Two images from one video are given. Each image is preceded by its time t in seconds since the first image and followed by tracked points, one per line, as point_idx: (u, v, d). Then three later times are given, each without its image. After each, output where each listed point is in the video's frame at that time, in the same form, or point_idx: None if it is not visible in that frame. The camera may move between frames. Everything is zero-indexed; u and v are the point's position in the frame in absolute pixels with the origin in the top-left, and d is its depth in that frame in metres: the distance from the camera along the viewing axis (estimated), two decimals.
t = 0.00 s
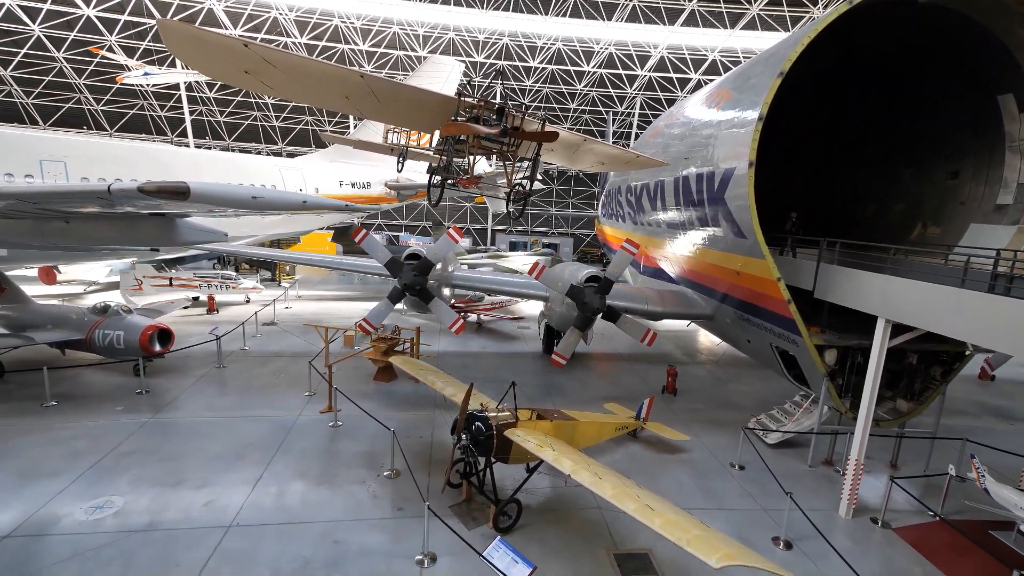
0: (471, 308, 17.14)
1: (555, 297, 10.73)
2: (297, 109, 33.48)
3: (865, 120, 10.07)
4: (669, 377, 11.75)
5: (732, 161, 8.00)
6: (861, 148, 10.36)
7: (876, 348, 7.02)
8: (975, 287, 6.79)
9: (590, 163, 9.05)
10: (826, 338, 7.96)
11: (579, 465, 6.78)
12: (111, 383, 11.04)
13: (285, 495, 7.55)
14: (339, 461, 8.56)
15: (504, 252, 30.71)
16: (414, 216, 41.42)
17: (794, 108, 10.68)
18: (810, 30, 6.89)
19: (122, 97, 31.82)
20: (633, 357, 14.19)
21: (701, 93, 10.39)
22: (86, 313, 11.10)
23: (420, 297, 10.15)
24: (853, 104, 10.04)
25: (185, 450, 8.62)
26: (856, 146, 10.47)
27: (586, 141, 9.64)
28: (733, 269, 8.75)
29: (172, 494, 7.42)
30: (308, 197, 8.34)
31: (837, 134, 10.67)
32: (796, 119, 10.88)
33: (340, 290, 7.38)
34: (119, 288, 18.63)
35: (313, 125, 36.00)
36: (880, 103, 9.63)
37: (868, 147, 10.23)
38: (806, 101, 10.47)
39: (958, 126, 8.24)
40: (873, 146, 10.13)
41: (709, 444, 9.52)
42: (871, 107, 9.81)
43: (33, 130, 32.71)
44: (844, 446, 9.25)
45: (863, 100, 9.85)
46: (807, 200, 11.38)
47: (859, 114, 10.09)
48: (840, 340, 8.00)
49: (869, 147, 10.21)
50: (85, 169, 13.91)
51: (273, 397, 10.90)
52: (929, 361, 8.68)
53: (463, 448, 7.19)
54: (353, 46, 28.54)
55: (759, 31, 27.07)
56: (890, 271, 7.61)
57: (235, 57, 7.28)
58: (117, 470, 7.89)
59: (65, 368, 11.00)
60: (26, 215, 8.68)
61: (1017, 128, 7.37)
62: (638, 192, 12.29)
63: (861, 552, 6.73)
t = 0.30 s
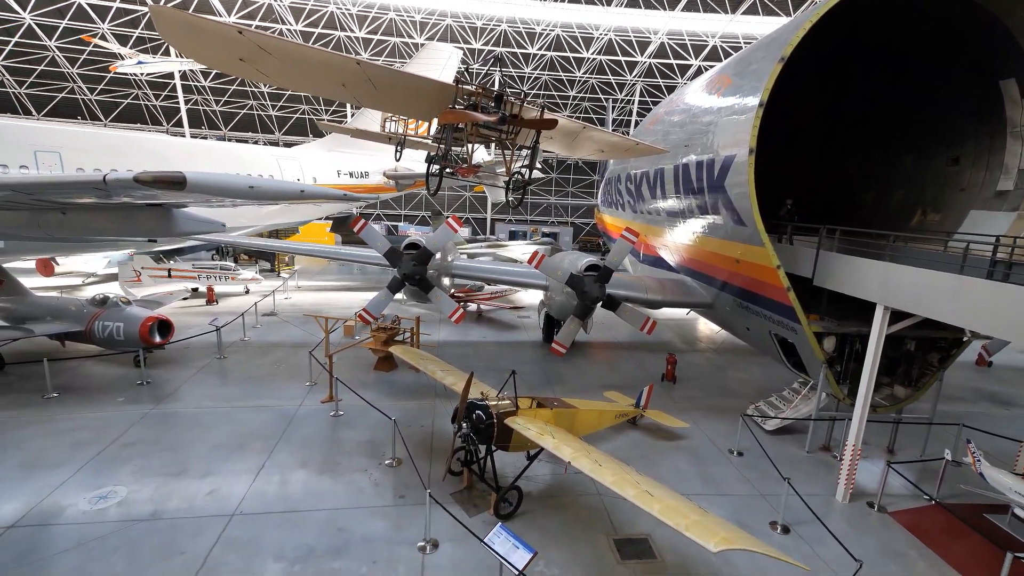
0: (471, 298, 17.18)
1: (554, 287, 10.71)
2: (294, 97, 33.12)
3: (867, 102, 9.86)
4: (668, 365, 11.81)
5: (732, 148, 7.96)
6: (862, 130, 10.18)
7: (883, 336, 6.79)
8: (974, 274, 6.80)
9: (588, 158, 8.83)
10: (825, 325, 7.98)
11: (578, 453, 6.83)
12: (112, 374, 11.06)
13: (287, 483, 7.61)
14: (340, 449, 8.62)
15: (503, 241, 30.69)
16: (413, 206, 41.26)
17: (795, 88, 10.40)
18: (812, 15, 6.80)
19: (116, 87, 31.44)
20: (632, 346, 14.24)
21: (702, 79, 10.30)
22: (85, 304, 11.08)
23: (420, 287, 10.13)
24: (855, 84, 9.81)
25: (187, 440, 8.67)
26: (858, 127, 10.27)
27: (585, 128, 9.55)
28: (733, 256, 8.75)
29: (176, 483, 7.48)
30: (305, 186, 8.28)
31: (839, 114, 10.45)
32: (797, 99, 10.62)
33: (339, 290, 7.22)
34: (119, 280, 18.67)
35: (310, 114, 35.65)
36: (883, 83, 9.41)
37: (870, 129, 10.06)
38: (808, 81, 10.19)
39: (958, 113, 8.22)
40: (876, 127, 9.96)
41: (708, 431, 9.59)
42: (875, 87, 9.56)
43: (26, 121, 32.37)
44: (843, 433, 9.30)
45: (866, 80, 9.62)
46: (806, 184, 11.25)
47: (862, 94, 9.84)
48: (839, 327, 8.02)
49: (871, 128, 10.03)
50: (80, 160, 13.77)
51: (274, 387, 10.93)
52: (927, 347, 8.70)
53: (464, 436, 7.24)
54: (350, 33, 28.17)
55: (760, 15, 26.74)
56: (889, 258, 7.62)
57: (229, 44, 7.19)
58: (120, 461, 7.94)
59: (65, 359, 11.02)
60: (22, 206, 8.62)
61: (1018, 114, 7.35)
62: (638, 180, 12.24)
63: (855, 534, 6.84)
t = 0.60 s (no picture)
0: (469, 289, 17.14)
1: (553, 278, 10.70)
2: (289, 88, 32.81)
3: (866, 92, 9.84)
4: (665, 356, 11.88)
5: (730, 139, 7.95)
6: (862, 121, 10.15)
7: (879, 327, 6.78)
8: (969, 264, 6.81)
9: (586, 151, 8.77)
10: (821, 316, 8.03)
11: (577, 443, 6.87)
12: (109, 368, 11.03)
13: (287, 475, 7.64)
14: (340, 441, 8.65)
15: (501, 233, 30.59)
16: (410, 198, 41.11)
17: (794, 79, 10.38)
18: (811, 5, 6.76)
19: (109, 78, 31.08)
20: (630, 337, 14.29)
21: (700, 69, 10.25)
22: (81, 298, 11.04)
23: (418, 279, 10.10)
24: (855, 76, 9.81)
25: (186, 433, 8.67)
26: (857, 119, 10.24)
27: (583, 120, 9.49)
28: (730, 248, 8.78)
29: (176, 476, 7.50)
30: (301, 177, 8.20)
31: (838, 106, 10.43)
32: (796, 91, 10.61)
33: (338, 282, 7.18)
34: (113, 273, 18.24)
35: (306, 105, 35.33)
36: (882, 74, 9.40)
37: (869, 120, 10.05)
38: (807, 72, 10.18)
39: (957, 103, 8.21)
40: (874, 119, 9.95)
41: (705, 421, 9.66)
42: (874, 78, 9.56)
43: (18, 113, 32.01)
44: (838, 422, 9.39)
45: (866, 71, 9.61)
46: (803, 175, 11.24)
47: (862, 85, 9.83)
48: (835, 318, 8.06)
49: (871, 119, 9.99)
50: (72, 152, 13.62)
51: (272, 380, 10.94)
52: (922, 337, 8.75)
53: (463, 427, 7.27)
54: (345, 22, 27.86)
55: (760, 5, 26.62)
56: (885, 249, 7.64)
57: (224, 35, 7.12)
58: (119, 454, 7.93)
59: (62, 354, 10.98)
60: (15, 199, 8.54)
61: (1015, 104, 7.38)
62: (636, 172, 12.21)
63: (850, 521, 6.94)
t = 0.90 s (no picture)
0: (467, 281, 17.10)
1: (550, 270, 10.68)
2: (285, 80, 32.54)
3: (867, 86, 9.80)
4: (663, 347, 11.90)
5: (729, 130, 7.89)
6: (862, 114, 10.11)
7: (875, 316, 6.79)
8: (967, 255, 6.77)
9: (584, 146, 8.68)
10: (818, 307, 8.02)
11: (575, 434, 6.90)
12: (108, 360, 11.04)
13: (287, 467, 7.68)
14: (339, 433, 8.68)
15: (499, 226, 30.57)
16: (407, 190, 40.96)
17: (794, 71, 10.37)
18: None
19: (102, 69, 30.76)
20: (628, 329, 14.33)
21: (699, 59, 10.17)
22: (77, 291, 11.02)
23: (416, 271, 10.08)
24: (856, 69, 9.77)
25: (186, 425, 8.70)
26: (857, 112, 10.20)
27: (581, 110, 9.43)
28: (728, 240, 8.76)
29: (176, 468, 7.52)
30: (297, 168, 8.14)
31: (838, 99, 10.39)
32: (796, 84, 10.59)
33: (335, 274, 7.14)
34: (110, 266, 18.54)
35: (302, 96, 35.05)
36: (883, 67, 9.36)
37: (868, 113, 10.01)
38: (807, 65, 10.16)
39: (957, 96, 8.17)
40: (873, 112, 9.90)
41: (703, 412, 9.73)
42: (875, 71, 9.52)
43: (11, 104, 31.72)
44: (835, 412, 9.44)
45: (866, 64, 9.59)
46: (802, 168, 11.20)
47: (863, 78, 9.79)
48: (832, 309, 8.05)
49: (871, 113, 9.95)
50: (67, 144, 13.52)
51: (271, 372, 10.97)
52: (918, 328, 8.76)
53: (462, 419, 7.28)
54: (340, 12, 27.55)
55: None
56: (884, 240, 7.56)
57: (216, 25, 7.04)
58: (118, 447, 7.95)
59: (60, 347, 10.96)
60: (9, 191, 8.48)
61: (1015, 94, 7.32)
62: (634, 162, 12.15)
63: (845, 510, 7.01)
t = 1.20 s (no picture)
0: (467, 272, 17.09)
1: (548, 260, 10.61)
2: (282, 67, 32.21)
3: (866, 73, 9.71)
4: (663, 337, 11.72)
5: (730, 118, 7.85)
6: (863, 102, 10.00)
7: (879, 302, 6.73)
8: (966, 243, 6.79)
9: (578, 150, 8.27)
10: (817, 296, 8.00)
11: (575, 422, 6.99)
12: (110, 351, 11.09)
13: (288, 455, 7.74)
14: (340, 422, 8.72)
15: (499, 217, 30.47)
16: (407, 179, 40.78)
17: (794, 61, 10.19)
18: None
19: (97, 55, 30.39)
20: (628, 318, 14.33)
21: (701, 45, 10.01)
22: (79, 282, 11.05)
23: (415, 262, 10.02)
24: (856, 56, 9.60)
25: (186, 415, 8.76)
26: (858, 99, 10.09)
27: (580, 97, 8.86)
28: (729, 229, 8.66)
29: (175, 457, 7.58)
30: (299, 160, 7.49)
31: (839, 86, 10.31)
32: (795, 73, 10.53)
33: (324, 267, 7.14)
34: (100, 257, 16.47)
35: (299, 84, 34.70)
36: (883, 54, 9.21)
37: (869, 100, 9.90)
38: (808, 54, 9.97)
39: (956, 83, 8.17)
40: (874, 99, 9.80)
41: (702, 401, 9.73)
42: (876, 58, 9.36)
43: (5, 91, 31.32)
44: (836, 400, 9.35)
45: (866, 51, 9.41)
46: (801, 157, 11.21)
47: (863, 65, 9.63)
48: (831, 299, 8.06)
49: (873, 100, 9.84)
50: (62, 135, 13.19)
51: (272, 362, 11.00)
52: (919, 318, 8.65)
53: (462, 409, 7.34)
54: None
55: None
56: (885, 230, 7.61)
57: (219, 12, 6.59)
58: (118, 437, 7.99)
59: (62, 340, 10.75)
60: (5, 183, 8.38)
61: (1019, 82, 7.25)
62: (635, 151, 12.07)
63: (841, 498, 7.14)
